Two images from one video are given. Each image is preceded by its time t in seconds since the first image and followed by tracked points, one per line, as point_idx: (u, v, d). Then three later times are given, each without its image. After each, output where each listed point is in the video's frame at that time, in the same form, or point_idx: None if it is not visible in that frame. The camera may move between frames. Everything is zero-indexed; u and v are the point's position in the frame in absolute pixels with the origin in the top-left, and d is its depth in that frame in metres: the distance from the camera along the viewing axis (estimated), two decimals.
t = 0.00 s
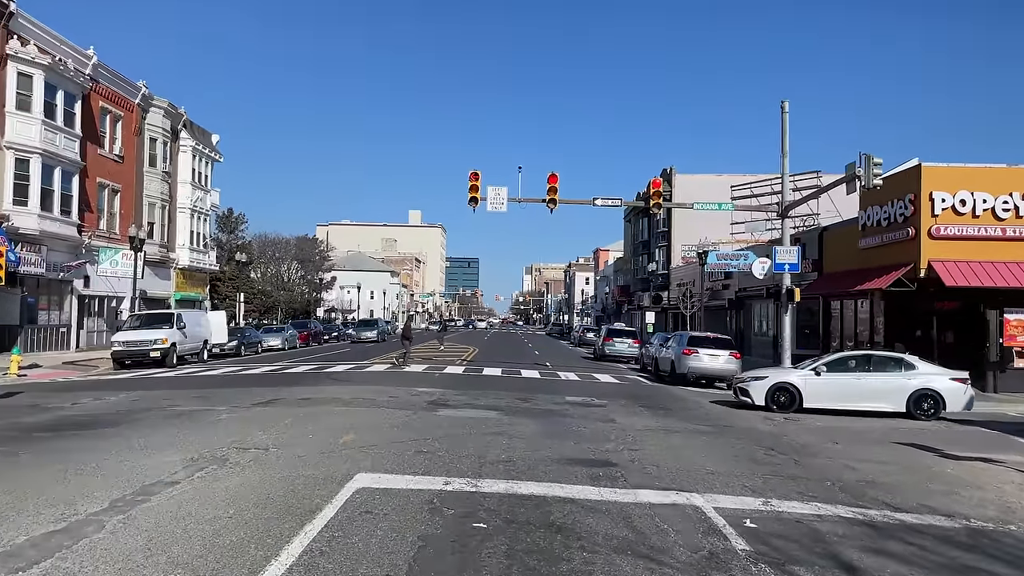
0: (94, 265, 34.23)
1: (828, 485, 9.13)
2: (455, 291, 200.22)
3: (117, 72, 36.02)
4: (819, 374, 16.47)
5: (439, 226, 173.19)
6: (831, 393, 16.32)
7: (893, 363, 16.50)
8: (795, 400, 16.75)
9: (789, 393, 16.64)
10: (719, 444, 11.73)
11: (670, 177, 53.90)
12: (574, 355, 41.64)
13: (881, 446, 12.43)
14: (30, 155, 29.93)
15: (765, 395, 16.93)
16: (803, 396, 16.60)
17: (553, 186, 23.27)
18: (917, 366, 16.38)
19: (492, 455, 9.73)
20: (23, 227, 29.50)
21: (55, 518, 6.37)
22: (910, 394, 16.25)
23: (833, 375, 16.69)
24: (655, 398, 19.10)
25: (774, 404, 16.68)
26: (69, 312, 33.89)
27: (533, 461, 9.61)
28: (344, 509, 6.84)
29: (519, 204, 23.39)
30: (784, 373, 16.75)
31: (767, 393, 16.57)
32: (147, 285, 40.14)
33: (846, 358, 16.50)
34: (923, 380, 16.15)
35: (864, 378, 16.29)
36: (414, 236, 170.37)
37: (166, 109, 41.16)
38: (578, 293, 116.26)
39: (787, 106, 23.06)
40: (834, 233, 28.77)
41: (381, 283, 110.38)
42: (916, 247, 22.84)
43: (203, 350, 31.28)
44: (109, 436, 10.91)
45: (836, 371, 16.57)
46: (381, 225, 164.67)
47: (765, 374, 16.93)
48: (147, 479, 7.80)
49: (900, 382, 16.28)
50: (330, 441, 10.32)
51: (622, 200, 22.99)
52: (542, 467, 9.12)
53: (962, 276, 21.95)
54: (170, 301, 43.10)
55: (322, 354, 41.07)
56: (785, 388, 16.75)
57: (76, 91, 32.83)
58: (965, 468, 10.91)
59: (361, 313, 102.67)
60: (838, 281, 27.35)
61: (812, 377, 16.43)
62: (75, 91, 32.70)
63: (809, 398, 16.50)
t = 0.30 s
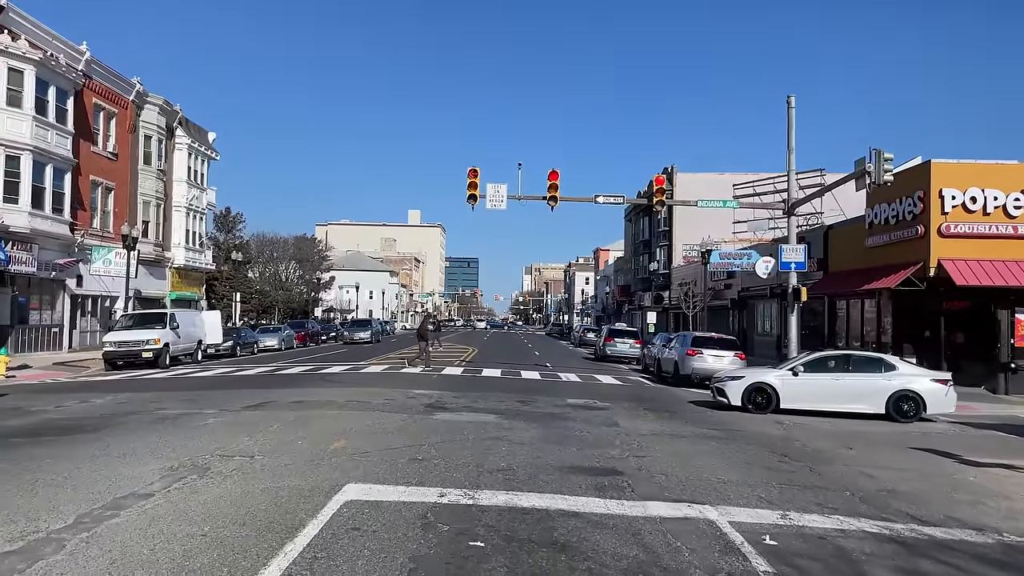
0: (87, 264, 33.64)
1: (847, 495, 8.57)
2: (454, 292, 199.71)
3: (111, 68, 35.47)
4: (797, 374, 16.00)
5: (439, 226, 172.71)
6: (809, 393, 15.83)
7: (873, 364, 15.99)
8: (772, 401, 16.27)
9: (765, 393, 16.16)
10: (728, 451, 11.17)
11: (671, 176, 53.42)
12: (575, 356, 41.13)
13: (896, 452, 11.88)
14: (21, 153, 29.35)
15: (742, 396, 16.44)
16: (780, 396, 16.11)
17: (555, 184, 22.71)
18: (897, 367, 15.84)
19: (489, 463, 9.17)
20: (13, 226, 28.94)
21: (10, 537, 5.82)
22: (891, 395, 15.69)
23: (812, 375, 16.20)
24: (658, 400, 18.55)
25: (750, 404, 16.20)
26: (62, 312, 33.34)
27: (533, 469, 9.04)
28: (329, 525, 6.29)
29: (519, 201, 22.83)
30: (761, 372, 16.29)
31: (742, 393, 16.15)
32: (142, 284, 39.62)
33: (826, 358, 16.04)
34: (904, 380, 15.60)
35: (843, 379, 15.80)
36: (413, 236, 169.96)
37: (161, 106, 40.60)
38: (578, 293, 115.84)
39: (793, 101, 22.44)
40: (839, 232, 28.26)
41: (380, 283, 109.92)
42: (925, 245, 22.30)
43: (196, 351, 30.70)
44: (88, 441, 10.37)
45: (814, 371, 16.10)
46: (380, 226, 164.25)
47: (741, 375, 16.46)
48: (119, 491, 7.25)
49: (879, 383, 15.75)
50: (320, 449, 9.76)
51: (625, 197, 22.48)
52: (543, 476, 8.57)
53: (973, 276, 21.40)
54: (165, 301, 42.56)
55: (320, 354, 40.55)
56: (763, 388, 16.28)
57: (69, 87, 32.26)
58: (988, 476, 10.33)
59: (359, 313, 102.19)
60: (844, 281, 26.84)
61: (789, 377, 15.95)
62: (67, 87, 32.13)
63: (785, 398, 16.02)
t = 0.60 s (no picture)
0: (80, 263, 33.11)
1: (865, 506, 8.08)
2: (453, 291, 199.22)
3: (104, 64, 34.95)
4: (772, 374, 15.57)
5: (439, 226, 172.26)
6: (784, 394, 15.40)
7: (852, 364, 15.47)
8: (748, 401, 15.86)
9: (742, 393, 15.73)
10: (735, 457, 10.67)
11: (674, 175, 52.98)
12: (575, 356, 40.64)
13: (911, 458, 11.38)
14: (12, 149, 28.85)
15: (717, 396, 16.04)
16: (756, 396, 15.70)
17: (556, 180, 22.21)
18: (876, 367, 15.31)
19: (487, 471, 8.67)
20: (3, 223, 28.43)
21: None
22: (868, 397, 15.19)
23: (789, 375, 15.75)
24: (661, 402, 18.05)
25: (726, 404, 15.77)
26: (54, 312, 32.83)
27: (535, 477, 8.54)
28: (313, 542, 5.80)
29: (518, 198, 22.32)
30: (737, 372, 15.87)
31: (717, 393, 15.78)
32: (136, 283, 39.14)
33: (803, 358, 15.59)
34: (881, 382, 15.07)
35: (819, 379, 15.33)
36: (412, 236, 169.48)
37: (156, 104, 40.08)
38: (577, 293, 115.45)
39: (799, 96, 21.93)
40: (844, 231, 27.79)
41: (379, 283, 109.47)
42: (934, 244, 21.81)
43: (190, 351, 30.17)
44: (66, 446, 9.87)
45: (791, 371, 15.65)
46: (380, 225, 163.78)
47: (717, 374, 16.07)
48: (90, 503, 6.76)
49: (856, 384, 15.25)
50: (308, 456, 9.24)
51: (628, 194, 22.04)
52: (544, 486, 8.06)
53: (983, 275, 20.92)
54: (161, 301, 42.08)
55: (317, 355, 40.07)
56: (740, 388, 15.89)
57: (60, 83, 31.75)
58: (1011, 484, 9.82)
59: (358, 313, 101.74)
60: (848, 281, 26.38)
61: (765, 377, 15.54)
62: (58, 83, 31.61)
63: (761, 399, 15.62)
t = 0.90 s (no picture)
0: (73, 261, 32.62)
1: (884, 517, 7.64)
2: (452, 291, 198.81)
3: (99, 60, 34.48)
4: (746, 374, 15.18)
5: (437, 225, 171.86)
6: (758, 394, 15.00)
7: (827, 364, 15.05)
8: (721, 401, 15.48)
9: (715, 393, 15.37)
10: (741, 462, 10.23)
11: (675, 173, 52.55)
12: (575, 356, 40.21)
13: (926, 464, 10.94)
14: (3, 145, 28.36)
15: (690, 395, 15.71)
16: (728, 396, 15.34)
17: (556, 177, 21.77)
18: (850, 368, 14.90)
19: (485, 480, 8.21)
20: None
21: None
22: (842, 398, 14.77)
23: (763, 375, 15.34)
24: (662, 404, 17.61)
25: (700, 403, 15.41)
26: (46, 311, 32.36)
27: (536, 486, 8.08)
28: (298, 561, 5.34)
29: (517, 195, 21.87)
30: (710, 372, 15.51)
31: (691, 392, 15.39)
32: (130, 282, 38.69)
33: (777, 358, 15.18)
34: (856, 382, 14.66)
35: (793, 379, 14.90)
36: (411, 235, 169.01)
37: (151, 101, 39.58)
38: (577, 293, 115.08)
39: (805, 92, 21.47)
40: (849, 230, 27.40)
41: (377, 282, 109.00)
42: (941, 243, 21.37)
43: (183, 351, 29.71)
44: (44, 452, 9.40)
45: (765, 371, 15.23)
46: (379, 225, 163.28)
47: (690, 373, 15.69)
48: (60, 516, 6.30)
49: (831, 384, 14.84)
50: (297, 463, 8.78)
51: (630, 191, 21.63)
52: (545, 495, 7.60)
53: (992, 274, 20.50)
54: (156, 300, 41.64)
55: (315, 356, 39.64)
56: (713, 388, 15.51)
57: (53, 78, 31.26)
58: None
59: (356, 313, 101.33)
60: (852, 280, 25.96)
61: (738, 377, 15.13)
62: (51, 79, 31.14)
63: (734, 399, 15.23)
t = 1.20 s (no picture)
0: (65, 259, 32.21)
1: (905, 528, 7.23)
2: (451, 290, 198.78)
3: (94, 57, 34.05)
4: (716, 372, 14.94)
5: (436, 224, 171.59)
6: (726, 393, 14.75)
7: (798, 363, 14.69)
8: (691, 400, 15.25)
9: (683, 391, 15.12)
10: (749, 469, 9.81)
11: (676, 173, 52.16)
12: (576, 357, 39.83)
13: (942, 470, 10.53)
14: None
15: (660, 393, 15.50)
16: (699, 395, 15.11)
17: (556, 174, 21.38)
18: (822, 367, 14.52)
19: (483, 489, 7.78)
20: None
21: None
22: (812, 398, 14.40)
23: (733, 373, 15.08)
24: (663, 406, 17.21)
25: (668, 401, 15.18)
26: (39, 310, 31.93)
27: (538, 495, 7.65)
28: None
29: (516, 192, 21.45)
30: (680, 370, 15.30)
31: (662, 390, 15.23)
32: (125, 280, 38.25)
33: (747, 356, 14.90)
34: (824, 382, 14.26)
35: (761, 378, 14.59)
36: (410, 235, 168.63)
37: (147, 98, 39.16)
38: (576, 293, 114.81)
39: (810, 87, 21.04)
40: (853, 229, 27.01)
41: (377, 282, 108.65)
42: (950, 241, 20.96)
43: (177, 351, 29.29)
44: (23, 458, 8.98)
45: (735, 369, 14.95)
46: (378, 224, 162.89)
47: (662, 371, 15.51)
48: (26, 529, 5.89)
49: (801, 384, 14.48)
50: (286, 469, 8.35)
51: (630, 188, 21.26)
52: (547, 506, 7.17)
53: (1001, 273, 20.10)
54: (151, 299, 41.23)
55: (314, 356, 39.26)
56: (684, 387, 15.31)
57: (46, 73, 30.83)
58: None
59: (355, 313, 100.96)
60: (857, 280, 25.55)
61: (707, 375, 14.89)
62: (44, 74, 30.71)
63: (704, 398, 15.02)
